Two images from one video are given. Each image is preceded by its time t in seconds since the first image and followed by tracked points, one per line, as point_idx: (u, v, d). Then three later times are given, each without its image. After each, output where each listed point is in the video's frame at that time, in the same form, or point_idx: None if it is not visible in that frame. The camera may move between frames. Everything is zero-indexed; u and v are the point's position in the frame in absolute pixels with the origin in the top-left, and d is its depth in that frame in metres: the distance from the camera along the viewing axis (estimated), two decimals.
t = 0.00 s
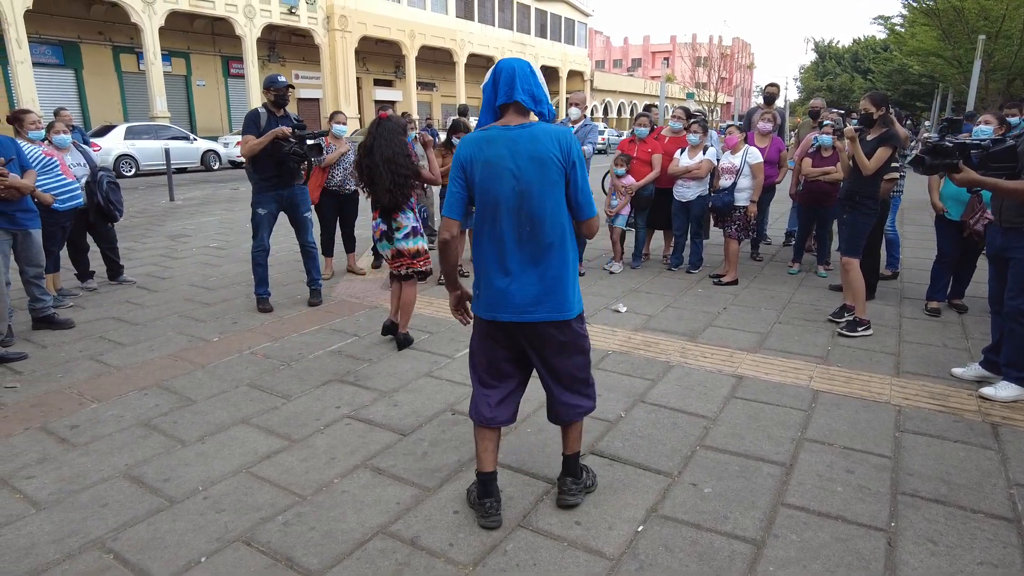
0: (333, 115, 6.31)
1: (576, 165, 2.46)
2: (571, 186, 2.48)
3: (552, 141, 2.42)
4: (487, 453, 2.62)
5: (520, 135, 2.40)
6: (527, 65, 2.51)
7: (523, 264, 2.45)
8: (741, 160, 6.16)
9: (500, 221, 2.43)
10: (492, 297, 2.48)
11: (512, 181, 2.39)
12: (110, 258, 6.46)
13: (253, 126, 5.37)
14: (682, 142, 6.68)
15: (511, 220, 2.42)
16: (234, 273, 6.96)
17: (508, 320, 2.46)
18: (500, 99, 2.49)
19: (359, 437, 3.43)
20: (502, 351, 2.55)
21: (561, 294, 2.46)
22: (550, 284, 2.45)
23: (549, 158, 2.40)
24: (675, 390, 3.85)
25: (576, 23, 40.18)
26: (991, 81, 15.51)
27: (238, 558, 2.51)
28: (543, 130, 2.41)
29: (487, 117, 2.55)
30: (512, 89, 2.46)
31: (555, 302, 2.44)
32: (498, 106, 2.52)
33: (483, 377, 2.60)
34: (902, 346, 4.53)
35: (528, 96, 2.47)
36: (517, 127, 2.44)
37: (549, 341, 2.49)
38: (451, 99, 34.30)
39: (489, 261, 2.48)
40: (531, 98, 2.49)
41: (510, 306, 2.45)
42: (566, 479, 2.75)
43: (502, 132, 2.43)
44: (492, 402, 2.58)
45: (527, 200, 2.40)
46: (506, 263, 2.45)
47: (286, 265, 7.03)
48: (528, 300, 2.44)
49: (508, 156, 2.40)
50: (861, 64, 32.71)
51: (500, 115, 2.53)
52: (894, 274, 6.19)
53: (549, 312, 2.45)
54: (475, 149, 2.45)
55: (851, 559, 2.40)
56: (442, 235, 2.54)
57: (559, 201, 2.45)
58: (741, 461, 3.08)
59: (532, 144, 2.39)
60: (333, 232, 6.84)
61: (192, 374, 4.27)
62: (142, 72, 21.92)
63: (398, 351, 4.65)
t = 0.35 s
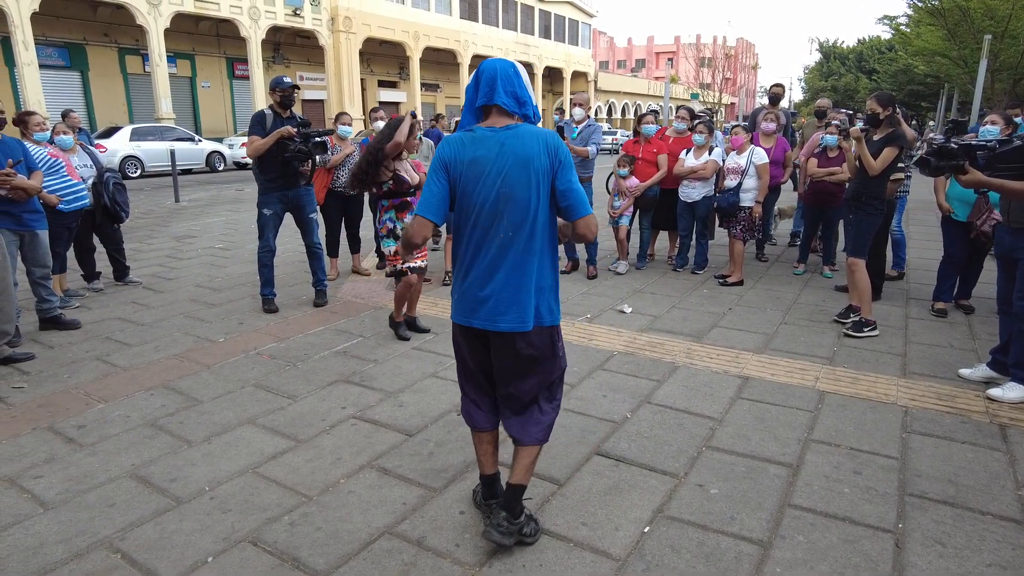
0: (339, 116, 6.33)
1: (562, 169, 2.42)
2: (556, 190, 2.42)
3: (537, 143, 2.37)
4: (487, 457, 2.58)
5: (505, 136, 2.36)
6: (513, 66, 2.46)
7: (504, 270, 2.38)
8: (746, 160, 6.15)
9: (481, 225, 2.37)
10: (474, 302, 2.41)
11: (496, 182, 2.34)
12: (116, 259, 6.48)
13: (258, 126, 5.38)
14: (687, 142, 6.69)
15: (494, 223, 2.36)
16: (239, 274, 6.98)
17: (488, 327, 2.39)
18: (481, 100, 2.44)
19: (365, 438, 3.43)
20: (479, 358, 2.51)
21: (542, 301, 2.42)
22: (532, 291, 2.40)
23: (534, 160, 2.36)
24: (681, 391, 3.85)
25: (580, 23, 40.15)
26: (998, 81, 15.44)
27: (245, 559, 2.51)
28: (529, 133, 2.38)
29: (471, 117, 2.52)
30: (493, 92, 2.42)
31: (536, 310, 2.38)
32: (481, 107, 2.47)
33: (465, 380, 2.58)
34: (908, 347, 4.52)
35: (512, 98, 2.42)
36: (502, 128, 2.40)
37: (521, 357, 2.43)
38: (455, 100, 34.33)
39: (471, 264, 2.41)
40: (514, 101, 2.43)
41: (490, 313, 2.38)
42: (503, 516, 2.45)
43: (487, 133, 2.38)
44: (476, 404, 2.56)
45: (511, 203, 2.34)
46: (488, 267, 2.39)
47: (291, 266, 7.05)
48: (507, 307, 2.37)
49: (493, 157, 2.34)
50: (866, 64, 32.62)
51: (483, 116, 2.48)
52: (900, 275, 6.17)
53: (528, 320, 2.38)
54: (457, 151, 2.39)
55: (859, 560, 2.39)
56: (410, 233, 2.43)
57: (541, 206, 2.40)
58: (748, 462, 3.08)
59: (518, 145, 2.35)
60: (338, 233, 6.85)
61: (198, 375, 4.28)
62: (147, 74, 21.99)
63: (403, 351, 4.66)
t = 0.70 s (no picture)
0: (346, 117, 6.34)
1: (557, 181, 2.30)
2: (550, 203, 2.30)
3: (530, 154, 2.27)
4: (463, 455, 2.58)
5: (497, 148, 2.27)
6: (512, 74, 2.41)
7: (495, 288, 2.31)
8: (754, 160, 6.13)
9: (471, 241, 2.30)
10: (466, 319, 2.38)
11: (486, 197, 2.25)
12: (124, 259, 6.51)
13: (266, 127, 5.40)
14: (694, 143, 6.70)
15: (484, 239, 2.28)
16: (246, 274, 7.00)
17: (480, 345, 2.35)
18: (478, 106, 2.39)
19: (373, 438, 3.44)
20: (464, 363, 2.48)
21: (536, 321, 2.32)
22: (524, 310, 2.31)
23: (525, 173, 2.25)
24: (689, 391, 3.84)
25: (585, 23, 40.12)
26: (1006, 80, 15.34)
27: (253, 559, 2.52)
28: (521, 144, 2.28)
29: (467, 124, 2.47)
30: (489, 98, 2.36)
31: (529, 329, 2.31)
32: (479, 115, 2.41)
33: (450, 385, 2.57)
34: (918, 348, 4.49)
35: (508, 106, 2.36)
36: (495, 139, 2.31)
37: (504, 363, 2.37)
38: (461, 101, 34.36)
39: (462, 281, 2.35)
40: (510, 109, 2.37)
41: (482, 330, 2.34)
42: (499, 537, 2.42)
43: (479, 143, 2.30)
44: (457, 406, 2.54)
45: (500, 218, 2.25)
46: (479, 284, 2.32)
47: (298, 266, 7.07)
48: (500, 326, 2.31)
49: (483, 169, 2.26)
50: (873, 64, 32.51)
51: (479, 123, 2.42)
52: (908, 275, 6.14)
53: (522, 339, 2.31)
54: (450, 162, 2.33)
55: (869, 562, 2.38)
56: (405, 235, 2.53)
57: (533, 219, 2.29)
58: (757, 463, 3.07)
59: (509, 156, 2.25)
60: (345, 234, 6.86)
61: (206, 375, 4.29)
62: (154, 75, 22.10)
63: (411, 351, 4.66)
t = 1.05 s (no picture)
0: (354, 118, 6.35)
1: (511, 176, 2.22)
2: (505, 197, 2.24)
3: (488, 146, 2.22)
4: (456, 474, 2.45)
5: (456, 139, 2.25)
6: (493, 64, 2.34)
7: (443, 278, 2.30)
8: (763, 159, 6.09)
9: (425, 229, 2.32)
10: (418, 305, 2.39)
11: (437, 185, 2.25)
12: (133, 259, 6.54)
13: (273, 128, 5.41)
14: (704, 142, 6.62)
15: (433, 227, 2.28)
16: (254, 274, 7.01)
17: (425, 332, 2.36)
18: (460, 97, 2.35)
19: (381, 438, 3.43)
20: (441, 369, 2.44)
21: (479, 317, 2.27)
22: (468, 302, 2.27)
23: (477, 166, 2.21)
24: (699, 392, 3.81)
25: (592, 23, 40.04)
26: (1019, 78, 15.18)
27: (262, 559, 2.52)
28: (480, 137, 2.23)
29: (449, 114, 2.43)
30: (471, 89, 2.32)
31: (472, 323, 2.26)
32: (457, 105, 2.37)
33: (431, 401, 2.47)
34: (930, 348, 4.45)
35: (484, 95, 2.30)
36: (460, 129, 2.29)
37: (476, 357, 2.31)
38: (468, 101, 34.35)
39: (415, 266, 2.38)
40: (491, 99, 2.30)
41: (428, 318, 2.34)
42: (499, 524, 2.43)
43: (443, 133, 2.30)
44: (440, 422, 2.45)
45: (448, 209, 2.24)
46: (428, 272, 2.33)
47: (306, 266, 7.08)
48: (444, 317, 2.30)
49: (440, 159, 2.26)
50: (883, 62, 32.33)
51: (459, 114, 2.39)
52: (920, 275, 6.08)
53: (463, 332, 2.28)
54: (419, 148, 2.34)
55: (882, 565, 2.35)
56: (381, 224, 2.49)
57: (484, 213, 2.24)
58: (767, 465, 3.04)
59: (466, 147, 2.23)
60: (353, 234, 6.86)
61: (215, 375, 4.31)
62: (163, 77, 22.22)
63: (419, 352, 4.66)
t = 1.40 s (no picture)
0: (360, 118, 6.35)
1: (511, 179, 2.37)
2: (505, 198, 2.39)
3: (490, 152, 2.38)
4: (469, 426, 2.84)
5: (459, 146, 2.40)
6: (493, 81, 2.51)
7: (444, 274, 2.43)
8: (769, 159, 6.07)
9: (427, 228, 2.44)
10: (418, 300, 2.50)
11: (441, 188, 2.39)
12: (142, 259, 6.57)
13: (279, 129, 5.43)
14: (712, 142, 6.61)
15: (436, 226, 2.42)
16: (261, 275, 7.03)
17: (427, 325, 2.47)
18: (462, 110, 2.49)
19: (389, 438, 3.44)
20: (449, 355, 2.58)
21: (481, 309, 2.42)
22: (469, 296, 2.42)
23: (480, 171, 2.37)
24: (707, 393, 3.80)
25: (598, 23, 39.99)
26: None
27: (271, 558, 2.52)
28: (482, 144, 2.39)
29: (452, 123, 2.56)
30: (473, 101, 2.46)
31: (474, 316, 2.41)
32: (458, 116, 2.51)
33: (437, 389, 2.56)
34: (940, 349, 4.42)
35: (486, 109, 2.46)
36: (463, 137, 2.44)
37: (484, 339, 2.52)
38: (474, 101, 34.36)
39: (416, 263, 2.49)
40: (491, 113, 2.48)
41: (430, 312, 2.45)
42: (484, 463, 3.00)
43: (446, 141, 2.44)
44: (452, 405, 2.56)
45: (453, 210, 2.38)
46: (430, 268, 2.45)
47: (313, 267, 7.10)
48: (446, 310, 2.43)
49: (443, 163, 2.40)
50: (892, 61, 32.15)
51: (461, 125, 2.52)
52: (930, 275, 6.05)
53: (465, 324, 2.42)
54: (423, 154, 2.48)
55: (892, 566, 2.34)
56: (376, 221, 2.56)
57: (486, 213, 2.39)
58: (776, 465, 3.03)
59: (469, 154, 2.38)
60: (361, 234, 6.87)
61: (223, 375, 4.32)
62: (171, 78, 22.32)
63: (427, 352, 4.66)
